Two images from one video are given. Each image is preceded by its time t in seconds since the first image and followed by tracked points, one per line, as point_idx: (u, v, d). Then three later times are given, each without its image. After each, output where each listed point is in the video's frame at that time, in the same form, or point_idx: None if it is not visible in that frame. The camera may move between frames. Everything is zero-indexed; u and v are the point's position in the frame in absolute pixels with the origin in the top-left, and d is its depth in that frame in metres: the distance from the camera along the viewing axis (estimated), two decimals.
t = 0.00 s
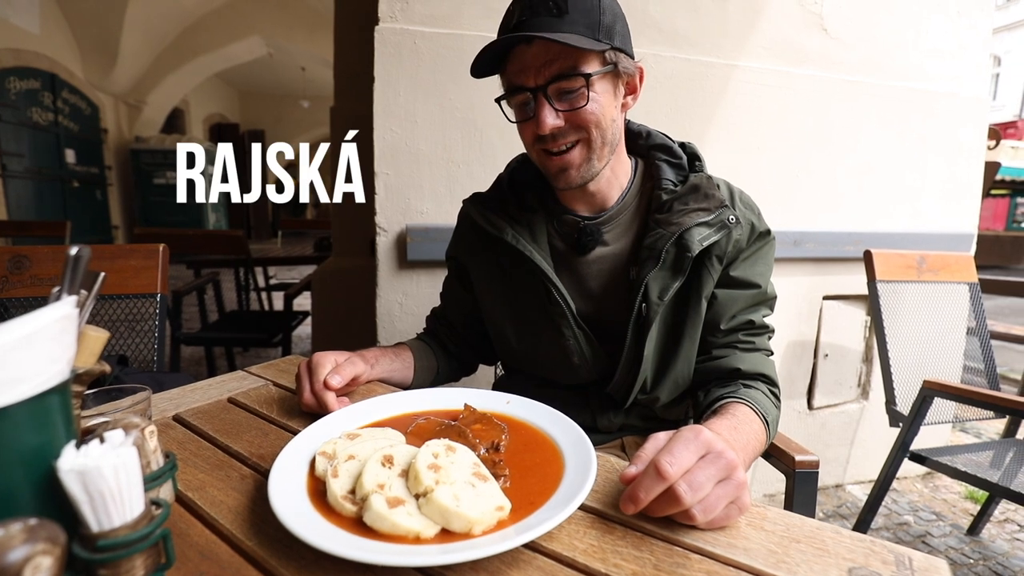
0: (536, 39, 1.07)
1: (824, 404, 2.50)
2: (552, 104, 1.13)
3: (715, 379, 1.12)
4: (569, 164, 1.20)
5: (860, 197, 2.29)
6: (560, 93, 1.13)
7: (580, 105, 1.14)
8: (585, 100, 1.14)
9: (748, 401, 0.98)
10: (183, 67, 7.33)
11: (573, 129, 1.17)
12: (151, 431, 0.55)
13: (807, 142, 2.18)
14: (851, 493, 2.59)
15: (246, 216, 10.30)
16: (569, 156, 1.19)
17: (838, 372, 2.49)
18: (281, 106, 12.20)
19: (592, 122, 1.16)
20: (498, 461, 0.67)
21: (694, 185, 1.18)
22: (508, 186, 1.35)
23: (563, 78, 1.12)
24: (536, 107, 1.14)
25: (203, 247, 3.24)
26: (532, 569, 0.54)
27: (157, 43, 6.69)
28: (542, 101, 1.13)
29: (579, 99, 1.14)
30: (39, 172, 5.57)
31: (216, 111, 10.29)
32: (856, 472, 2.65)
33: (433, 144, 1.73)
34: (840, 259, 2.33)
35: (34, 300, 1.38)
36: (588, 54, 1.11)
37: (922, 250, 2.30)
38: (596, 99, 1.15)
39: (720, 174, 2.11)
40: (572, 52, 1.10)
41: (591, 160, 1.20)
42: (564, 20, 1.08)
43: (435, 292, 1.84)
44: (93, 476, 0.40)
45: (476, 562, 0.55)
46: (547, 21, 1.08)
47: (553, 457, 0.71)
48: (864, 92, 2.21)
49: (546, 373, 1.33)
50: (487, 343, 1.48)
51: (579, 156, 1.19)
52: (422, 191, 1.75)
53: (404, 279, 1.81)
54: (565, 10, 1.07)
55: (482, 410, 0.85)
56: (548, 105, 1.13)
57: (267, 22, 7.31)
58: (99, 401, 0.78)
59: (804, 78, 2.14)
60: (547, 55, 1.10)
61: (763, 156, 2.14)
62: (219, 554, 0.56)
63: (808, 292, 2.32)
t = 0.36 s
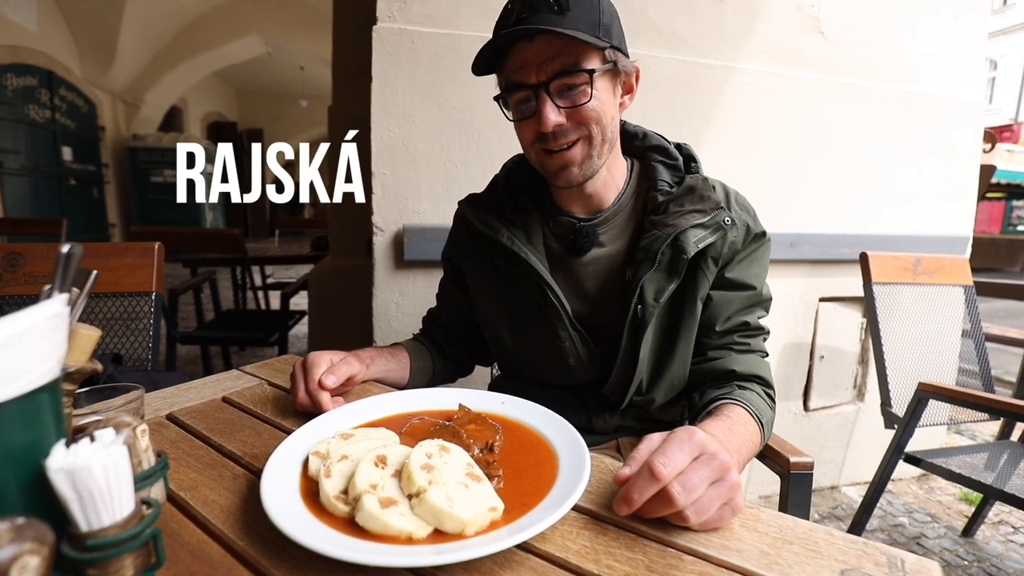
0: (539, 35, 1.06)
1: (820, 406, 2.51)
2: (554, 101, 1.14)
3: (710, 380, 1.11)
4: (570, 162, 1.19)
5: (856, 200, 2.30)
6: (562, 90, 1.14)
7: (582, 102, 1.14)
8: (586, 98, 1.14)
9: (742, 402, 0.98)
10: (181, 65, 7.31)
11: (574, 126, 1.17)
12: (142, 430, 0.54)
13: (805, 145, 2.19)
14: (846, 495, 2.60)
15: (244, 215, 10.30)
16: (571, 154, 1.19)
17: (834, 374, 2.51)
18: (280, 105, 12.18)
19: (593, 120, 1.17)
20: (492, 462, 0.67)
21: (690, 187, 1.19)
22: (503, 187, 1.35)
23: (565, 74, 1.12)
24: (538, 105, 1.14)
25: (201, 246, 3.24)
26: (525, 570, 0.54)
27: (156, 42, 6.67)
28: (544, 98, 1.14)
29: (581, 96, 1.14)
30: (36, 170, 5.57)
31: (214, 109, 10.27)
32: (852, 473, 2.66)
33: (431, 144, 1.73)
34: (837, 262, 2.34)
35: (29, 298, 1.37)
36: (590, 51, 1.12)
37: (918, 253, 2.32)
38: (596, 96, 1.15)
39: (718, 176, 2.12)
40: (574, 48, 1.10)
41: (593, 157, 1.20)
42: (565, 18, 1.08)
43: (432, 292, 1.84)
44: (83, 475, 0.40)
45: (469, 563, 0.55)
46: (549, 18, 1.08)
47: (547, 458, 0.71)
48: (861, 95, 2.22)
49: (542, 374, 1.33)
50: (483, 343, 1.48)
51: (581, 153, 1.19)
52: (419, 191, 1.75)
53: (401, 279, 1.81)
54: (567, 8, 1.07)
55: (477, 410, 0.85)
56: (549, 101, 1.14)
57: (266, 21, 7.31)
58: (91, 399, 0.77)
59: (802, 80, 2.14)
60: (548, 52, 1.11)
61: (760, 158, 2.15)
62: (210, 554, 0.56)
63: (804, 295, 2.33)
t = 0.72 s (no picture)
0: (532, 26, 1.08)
1: (816, 405, 2.53)
2: (544, 88, 1.16)
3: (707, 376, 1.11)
4: (566, 149, 1.19)
5: (853, 201, 2.31)
6: (550, 77, 1.16)
7: (570, 88, 1.17)
8: (574, 83, 1.17)
9: (738, 398, 0.98)
10: (179, 63, 7.29)
11: (566, 113, 1.18)
12: (137, 426, 0.54)
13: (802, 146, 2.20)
14: (842, 494, 2.61)
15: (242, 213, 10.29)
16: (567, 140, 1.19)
17: (830, 374, 2.52)
18: (278, 104, 12.16)
19: (583, 105, 1.19)
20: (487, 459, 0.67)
21: (679, 183, 1.19)
22: (492, 190, 1.35)
23: (553, 61, 1.14)
24: (529, 93, 1.16)
25: (198, 244, 3.24)
26: (519, 566, 0.54)
27: (153, 40, 6.65)
28: (535, 85, 1.15)
29: (569, 82, 1.17)
30: (32, 167, 5.56)
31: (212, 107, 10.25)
32: (847, 473, 2.68)
33: (429, 142, 1.73)
34: (834, 262, 2.35)
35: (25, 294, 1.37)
36: (573, 39, 1.15)
37: (915, 253, 2.33)
38: (583, 83, 1.18)
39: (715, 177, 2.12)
40: (558, 35, 1.13)
41: (587, 143, 1.22)
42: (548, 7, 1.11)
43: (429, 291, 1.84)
44: (76, 469, 0.40)
45: (463, 559, 0.55)
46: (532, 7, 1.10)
47: (543, 455, 0.71)
48: (857, 96, 2.23)
49: (536, 375, 1.33)
50: (477, 344, 1.47)
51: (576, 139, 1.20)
52: (417, 190, 1.75)
53: (398, 277, 1.81)
54: None
55: (472, 408, 0.85)
56: (540, 87, 1.16)
57: (264, 19, 7.28)
58: (86, 396, 0.77)
59: (799, 81, 2.15)
60: (534, 40, 1.13)
61: (757, 159, 2.16)
62: (205, 550, 0.56)
63: (801, 295, 2.34)
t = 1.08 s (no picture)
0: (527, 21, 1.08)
1: (817, 404, 2.53)
2: (540, 88, 1.16)
3: (711, 362, 1.10)
4: (564, 150, 1.18)
5: (854, 200, 2.31)
6: (545, 77, 1.16)
7: (565, 88, 1.17)
8: (568, 84, 1.17)
9: (749, 380, 0.96)
10: (179, 62, 7.30)
11: (563, 113, 1.18)
12: (137, 422, 0.54)
13: (803, 144, 2.19)
14: (843, 493, 2.62)
15: (244, 213, 10.29)
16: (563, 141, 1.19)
17: (831, 373, 2.53)
18: (279, 103, 12.16)
19: (577, 106, 1.19)
20: (486, 455, 0.67)
21: (665, 176, 1.19)
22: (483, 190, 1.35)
23: (547, 60, 1.15)
24: (524, 93, 1.16)
25: (200, 243, 3.24)
26: (519, 562, 0.54)
27: (153, 38, 6.64)
28: (530, 85, 1.15)
29: (564, 83, 1.17)
30: (33, 166, 5.57)
31: (213, 106, 10.24)
32: (848, 472, 2.68)
33: (429, 140, 1.73)
34: (836, 261, 2.36)
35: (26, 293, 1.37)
36: (565, 39, 1.16)
37: (915, 252, 2.33)
38: (577, 84, 1.19)
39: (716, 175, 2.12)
40: (551, 35, 1.14)
41: (582, 144, 1.21)
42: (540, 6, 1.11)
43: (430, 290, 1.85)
44: (77, 464, 0.40)
45: (462, 555, 0.55)
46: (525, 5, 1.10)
47: (544, 452, 0.71)
48: (858, 94, 2.22)
49: (532, 372, 1.33)
50: (474, 343, 1.48)
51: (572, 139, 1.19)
52: (417, 188, 1.75)
53: (398, 276, 1.81)
54: None
55: (472, 405, 0.86)
56: (536, 88, 1.15)
57: (264, 18, 7.28)
58: (87, 393, 0.78)
59: (800, 79, 2.15)
60: (528, 39, 1.13)
61: (758, 157, 2.15)
62: (206, 546, 0.56)
63: (802, 294, 2.34)
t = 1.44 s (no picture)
0: (513, 40, 1.06)
1: (816, 404, 2.54)
2: (530, 105, 1.15)
3: (717, 359, 1.05)
4: (554, 165, 1.19)
5: (854, 200, 2.31)
6: (535, 93, 1.15)
7: (556, 104, 1.17)
8: (559, 100, 1.17)
9: (758, 374, 0.93)
10: (180, 61, 7.31)
11: (553, 130, 1.18)
12: (139, 420, 0.55)
13: (803, 144, 2.20)
14: (842, 492, 2.62)
15: (244, 212, 10.30)
16: (554, 157, 1.19)
17: (831, 373, 2.53)
18: (280, 102, 12.16)
19: (569, 121, 1.19)
20: (485, 454, 0.67)
21: (665, 178, 1.19)
22: (483, 189, 1.34)
23: (537, 77, 1.13)
24: (514, 109, 1.15)
25: (201, 242, 3.25)
26: (518, 560, 0.54)
27: (154, 37, 6.65)
28: (520, 102, 1.14)
29: (555, 99, 1.17)
30: (34, 165, 5.58)
31: (213, 105, 10.24)
32: (847, 471, 2.69)
33: (429, 140, 1.73)
34: (836, 261, 2.36)
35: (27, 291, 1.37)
36: (558, 53, 1.13)
37: (915, 252, 2.34)
38: (569, 98, 1.18)
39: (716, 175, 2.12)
40: (542, 49, 1.11)
41: (573, 159, 1.21)
42: (530, 21, 1.08)
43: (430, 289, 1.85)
44: (78, 461, 0.41)
45: (461, 552, 0.55)
46: (514, 22, 1.07)
47: (543, 451, 0.71)
48: (858, 94, 2.22)
49: (531, 372, 1.34)
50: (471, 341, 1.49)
51: (563, 155, 1.20)
52: (417, 188, 1.75)
53: (399, 275, 1.81)
54: (531, 11, 1.07)
55: (472, 404, 0.86)
56: (526, 105, 1.14)
57: (264, 17, 7.29)
58: (89, 390, 0.78)
59: (801, 79, 2.15)
60: (519, 55, 1.10)
61: (758, 157, 2.15)
62: (206, 543, 0.56)
63: (802, 294, 2.34)
